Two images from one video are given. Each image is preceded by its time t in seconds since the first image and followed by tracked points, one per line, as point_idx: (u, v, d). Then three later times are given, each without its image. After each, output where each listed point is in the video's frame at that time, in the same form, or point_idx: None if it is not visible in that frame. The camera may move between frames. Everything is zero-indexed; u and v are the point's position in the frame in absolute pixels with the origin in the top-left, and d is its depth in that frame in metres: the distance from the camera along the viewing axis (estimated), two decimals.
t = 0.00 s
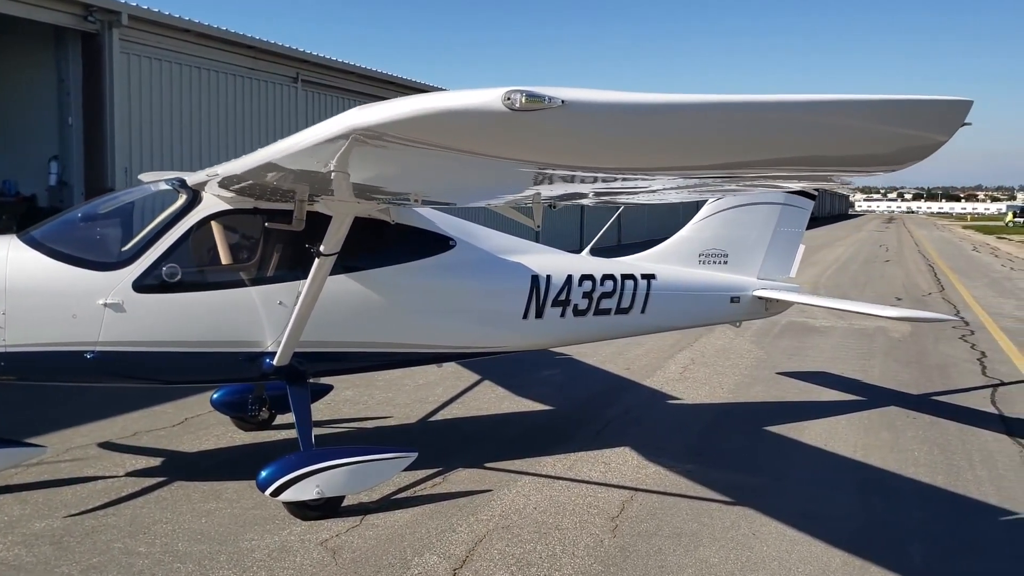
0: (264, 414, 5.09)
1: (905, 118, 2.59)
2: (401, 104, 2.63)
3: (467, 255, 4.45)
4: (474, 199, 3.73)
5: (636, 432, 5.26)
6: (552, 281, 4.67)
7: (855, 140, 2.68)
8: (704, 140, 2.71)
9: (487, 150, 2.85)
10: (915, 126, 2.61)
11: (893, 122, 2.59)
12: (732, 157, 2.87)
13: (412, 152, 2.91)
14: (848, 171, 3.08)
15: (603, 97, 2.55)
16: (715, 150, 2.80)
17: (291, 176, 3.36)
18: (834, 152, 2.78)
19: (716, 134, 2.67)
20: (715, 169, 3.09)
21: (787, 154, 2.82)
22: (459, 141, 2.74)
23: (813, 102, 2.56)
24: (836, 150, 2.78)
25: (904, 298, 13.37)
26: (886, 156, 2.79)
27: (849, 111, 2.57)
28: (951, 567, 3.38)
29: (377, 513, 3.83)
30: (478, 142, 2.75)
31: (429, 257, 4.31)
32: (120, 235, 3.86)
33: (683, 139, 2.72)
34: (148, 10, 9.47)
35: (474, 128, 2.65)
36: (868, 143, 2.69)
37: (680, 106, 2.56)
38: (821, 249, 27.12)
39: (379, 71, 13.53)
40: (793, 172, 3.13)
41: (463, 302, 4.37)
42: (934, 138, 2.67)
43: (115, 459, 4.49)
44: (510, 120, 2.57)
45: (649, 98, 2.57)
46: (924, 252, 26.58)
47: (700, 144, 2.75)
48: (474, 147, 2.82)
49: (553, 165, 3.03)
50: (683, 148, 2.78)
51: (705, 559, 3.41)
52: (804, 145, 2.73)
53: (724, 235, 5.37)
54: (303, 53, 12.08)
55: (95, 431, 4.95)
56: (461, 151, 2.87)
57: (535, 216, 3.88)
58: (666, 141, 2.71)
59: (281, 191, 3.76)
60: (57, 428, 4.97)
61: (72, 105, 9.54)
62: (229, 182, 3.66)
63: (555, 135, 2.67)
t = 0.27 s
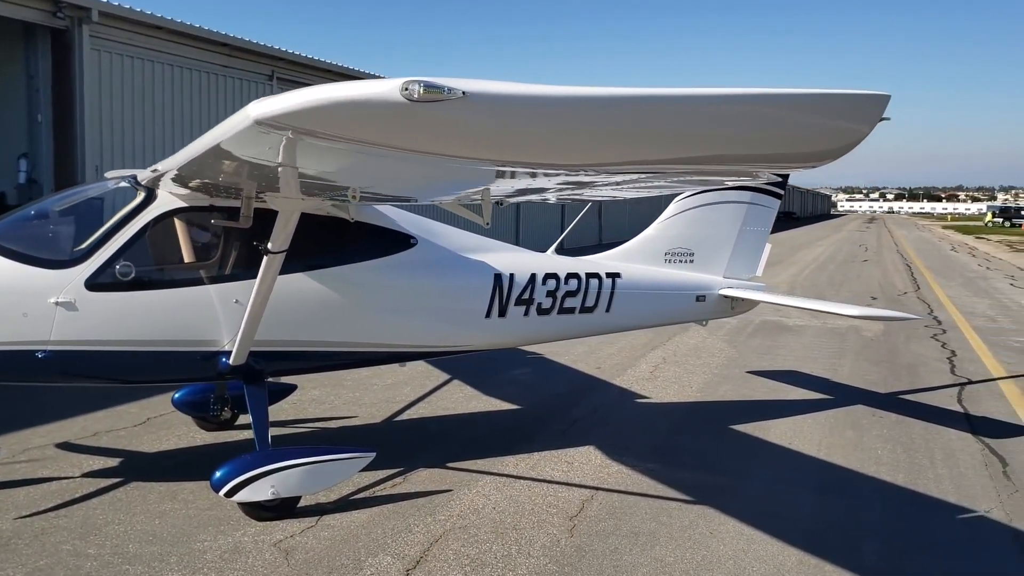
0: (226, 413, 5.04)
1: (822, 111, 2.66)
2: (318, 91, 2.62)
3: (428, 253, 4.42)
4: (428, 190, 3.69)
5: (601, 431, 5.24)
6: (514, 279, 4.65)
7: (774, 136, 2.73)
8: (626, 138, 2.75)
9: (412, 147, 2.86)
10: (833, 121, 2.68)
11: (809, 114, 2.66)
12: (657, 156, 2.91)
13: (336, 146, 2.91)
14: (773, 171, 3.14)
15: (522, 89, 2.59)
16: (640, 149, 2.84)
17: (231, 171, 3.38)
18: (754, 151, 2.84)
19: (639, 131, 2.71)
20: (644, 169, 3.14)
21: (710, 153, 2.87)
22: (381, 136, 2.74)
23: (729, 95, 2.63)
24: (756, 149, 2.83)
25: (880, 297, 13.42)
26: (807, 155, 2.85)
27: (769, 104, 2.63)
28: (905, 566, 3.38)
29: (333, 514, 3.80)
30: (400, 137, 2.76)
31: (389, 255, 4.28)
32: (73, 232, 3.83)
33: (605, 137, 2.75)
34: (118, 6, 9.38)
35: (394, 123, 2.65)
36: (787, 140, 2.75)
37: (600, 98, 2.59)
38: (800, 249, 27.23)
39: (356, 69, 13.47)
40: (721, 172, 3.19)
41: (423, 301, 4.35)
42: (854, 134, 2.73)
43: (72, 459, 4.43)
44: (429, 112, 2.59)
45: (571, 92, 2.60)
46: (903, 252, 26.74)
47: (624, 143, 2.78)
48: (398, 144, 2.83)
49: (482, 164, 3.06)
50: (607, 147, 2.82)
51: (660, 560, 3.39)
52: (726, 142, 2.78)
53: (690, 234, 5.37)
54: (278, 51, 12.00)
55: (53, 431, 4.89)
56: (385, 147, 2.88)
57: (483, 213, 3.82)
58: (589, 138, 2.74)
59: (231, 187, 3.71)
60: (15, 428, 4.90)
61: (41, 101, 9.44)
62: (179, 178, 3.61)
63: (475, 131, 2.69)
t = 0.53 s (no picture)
0: (197, 417, 5.01)
1: (743, 121, 2.88)
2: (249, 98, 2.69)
3: (397, 256, 4.41)
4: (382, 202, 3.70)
5: (574, 434, 5.23)
6: (485, 283, 4.63)
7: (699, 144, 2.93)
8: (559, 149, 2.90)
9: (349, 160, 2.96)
10: (755, 130, 2.90)
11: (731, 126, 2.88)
12: (587, 167, 3.07)
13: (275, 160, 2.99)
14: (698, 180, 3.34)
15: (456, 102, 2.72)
16: (571, 160, 2.99)
17: (189, 176, 3.31)
18: (683, 160, 3.02)
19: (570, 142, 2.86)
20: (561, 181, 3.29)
21: (638, 163, 3.04)
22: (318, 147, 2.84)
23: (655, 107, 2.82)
24: (681, 158, 3.02)
25: (865, 298, 13.43)
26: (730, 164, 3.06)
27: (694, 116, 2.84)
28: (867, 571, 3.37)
29: (297, 520, 3.78)
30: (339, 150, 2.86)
31: (357, 259, 4.27)
32: (35, 237, 3.79)
33: (537, 148, 2.90)
34: (98, 6, 9.33)
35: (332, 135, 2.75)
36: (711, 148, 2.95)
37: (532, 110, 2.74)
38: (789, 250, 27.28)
39: (341, 70, 13.44)
40: (651, 184, 3.36)
41: (392, 305, 4.34)
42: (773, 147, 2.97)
43: (38, 465, 4.40)
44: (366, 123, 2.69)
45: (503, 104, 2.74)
46: (891, 252, 26.79)
47: (555, 153, 2.94)
48: (336, 157, 2.93)
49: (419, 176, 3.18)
50: (539, 158, 2.96)
51: (623, 565, 3.38)
52: (654, 153, 2.96)
53: (664, 237, 5.36)
54: (262, 52, 11.96)
55: (22, 435, 4.86)
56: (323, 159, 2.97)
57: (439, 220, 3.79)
58: (522, 149, 2.89)
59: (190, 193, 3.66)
60: None
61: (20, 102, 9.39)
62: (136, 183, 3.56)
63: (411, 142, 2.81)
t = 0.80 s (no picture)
0: (180, 420, 4.98)
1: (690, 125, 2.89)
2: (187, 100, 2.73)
3: (379, 258, 4.38)
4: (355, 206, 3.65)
5: (560, 436, 5.20)
6: (468, 285, 4.60)
7: (647, 150, 2.95)
8: (508, 154, 2.94)
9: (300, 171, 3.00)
10: (704, 137, 2.92)
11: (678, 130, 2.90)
12: (539, 173, 3.10)
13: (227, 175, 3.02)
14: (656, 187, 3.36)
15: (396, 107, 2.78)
16: (522, 166, 3.03)
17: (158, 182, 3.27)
18: (628, 167, 3.04)
19: (517, 146, 2.90)
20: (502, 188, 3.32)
21: (590, 169, 3.07)
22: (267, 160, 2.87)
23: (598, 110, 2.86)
24: (633, 166, 3.04)
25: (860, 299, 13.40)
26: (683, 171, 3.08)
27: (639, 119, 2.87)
28: None
29: (275, 524, 3.75)
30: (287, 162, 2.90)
31: (338, 261, 4.24)
32: (11, 239, 3.77)
33: (485, 155, 2.94)
34: (87, 7, 9.31)
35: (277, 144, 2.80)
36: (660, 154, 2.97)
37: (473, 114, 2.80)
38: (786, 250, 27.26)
39: (334, 70, 13.41)
40: (593, 190, 3.39)
41: (373, 307, 4.31)
42: (725, 152, 2.98)
43: (18, 469, 4.37)
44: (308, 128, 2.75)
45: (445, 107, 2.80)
46: (889, 252, 26.75)
47: (505, 159, 2.97)
48: (287, 168, 2.97)
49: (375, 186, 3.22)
50: (488, 165, 3.00)
51: (601, 570, 3.35)
52: (603, 159, 2.99)
53: (650, 239, 5.35)
54: (254, 52, 11.94)
55: (3, 438, 4.83)
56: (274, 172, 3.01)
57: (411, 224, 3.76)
58: (470, 155, 2.92)
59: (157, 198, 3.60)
60: None
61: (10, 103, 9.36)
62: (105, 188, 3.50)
63: (357, 150, 2.85)
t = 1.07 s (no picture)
0: (168, 421, 4.90)
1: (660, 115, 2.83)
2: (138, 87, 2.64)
3: (367, 257, 4.33)
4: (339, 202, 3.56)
5: (553, 438, 5.13)
6: (459, 284, 4.54)
7: (616, 142, 2.88)
8: (473, 148, 2.86)
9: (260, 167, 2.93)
10: (666, 127, 2.85)
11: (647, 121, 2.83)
12: (507, 168, 3.03)
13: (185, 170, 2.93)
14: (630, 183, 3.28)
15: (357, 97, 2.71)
16: (488, 161, 2.95)
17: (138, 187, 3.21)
18: (584, 162, 2.97)
19: (482, 139, 2.83)
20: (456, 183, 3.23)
21: (560, 164, 2.99)
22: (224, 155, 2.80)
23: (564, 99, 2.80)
24: (603, 160, 2.96)
25: (860, 299, 13.32)
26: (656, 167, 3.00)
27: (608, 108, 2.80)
28: None
29: (259, 527, 3.70)
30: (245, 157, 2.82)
31: (324, 260, 4.19)
32: None
33: (449, 149, 2.86)
34: (82, 5, 9.27)
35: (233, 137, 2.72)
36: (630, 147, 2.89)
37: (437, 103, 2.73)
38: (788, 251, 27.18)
39: (332, 70, 13.37)
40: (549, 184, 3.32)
41: (360, 307, 4.25)
42: (699, 144, 2.91)
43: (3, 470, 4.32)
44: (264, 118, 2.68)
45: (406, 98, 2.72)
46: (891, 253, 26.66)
47: (470, 154, 2.89)
48: (246, 164, 2.89)
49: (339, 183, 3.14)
50: (453, 160, 2.92)
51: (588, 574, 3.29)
52: (572, 153, 2.92)
53: (644, 238, 5.30)
54: (252, 51, 11.90)
55: None
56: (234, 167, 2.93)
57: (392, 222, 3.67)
58: (434, 149, 2.84)
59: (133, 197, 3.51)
60: None
61: (5, 102, 9.33)
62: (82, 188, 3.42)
63: (316, 144, 2.77)
